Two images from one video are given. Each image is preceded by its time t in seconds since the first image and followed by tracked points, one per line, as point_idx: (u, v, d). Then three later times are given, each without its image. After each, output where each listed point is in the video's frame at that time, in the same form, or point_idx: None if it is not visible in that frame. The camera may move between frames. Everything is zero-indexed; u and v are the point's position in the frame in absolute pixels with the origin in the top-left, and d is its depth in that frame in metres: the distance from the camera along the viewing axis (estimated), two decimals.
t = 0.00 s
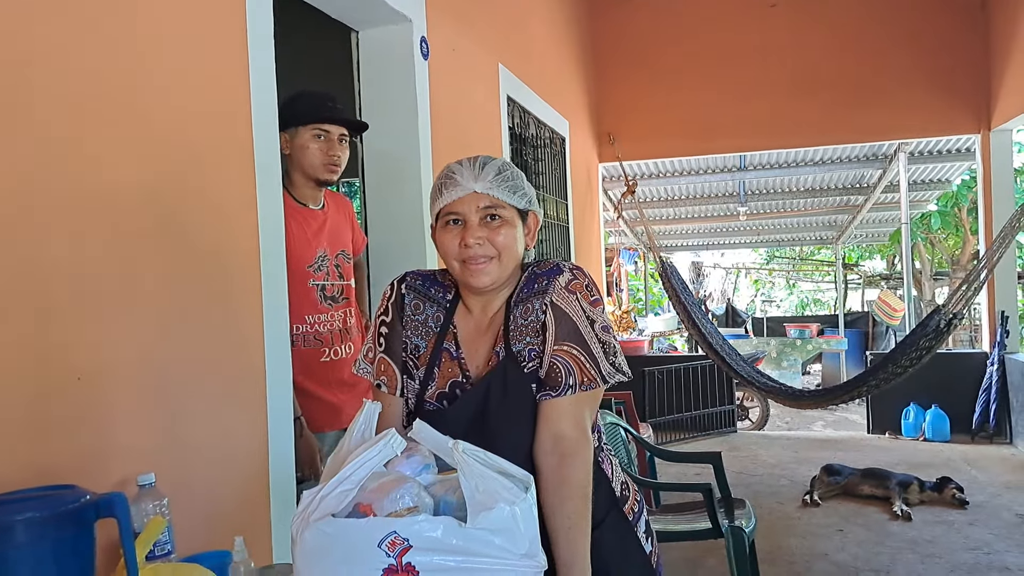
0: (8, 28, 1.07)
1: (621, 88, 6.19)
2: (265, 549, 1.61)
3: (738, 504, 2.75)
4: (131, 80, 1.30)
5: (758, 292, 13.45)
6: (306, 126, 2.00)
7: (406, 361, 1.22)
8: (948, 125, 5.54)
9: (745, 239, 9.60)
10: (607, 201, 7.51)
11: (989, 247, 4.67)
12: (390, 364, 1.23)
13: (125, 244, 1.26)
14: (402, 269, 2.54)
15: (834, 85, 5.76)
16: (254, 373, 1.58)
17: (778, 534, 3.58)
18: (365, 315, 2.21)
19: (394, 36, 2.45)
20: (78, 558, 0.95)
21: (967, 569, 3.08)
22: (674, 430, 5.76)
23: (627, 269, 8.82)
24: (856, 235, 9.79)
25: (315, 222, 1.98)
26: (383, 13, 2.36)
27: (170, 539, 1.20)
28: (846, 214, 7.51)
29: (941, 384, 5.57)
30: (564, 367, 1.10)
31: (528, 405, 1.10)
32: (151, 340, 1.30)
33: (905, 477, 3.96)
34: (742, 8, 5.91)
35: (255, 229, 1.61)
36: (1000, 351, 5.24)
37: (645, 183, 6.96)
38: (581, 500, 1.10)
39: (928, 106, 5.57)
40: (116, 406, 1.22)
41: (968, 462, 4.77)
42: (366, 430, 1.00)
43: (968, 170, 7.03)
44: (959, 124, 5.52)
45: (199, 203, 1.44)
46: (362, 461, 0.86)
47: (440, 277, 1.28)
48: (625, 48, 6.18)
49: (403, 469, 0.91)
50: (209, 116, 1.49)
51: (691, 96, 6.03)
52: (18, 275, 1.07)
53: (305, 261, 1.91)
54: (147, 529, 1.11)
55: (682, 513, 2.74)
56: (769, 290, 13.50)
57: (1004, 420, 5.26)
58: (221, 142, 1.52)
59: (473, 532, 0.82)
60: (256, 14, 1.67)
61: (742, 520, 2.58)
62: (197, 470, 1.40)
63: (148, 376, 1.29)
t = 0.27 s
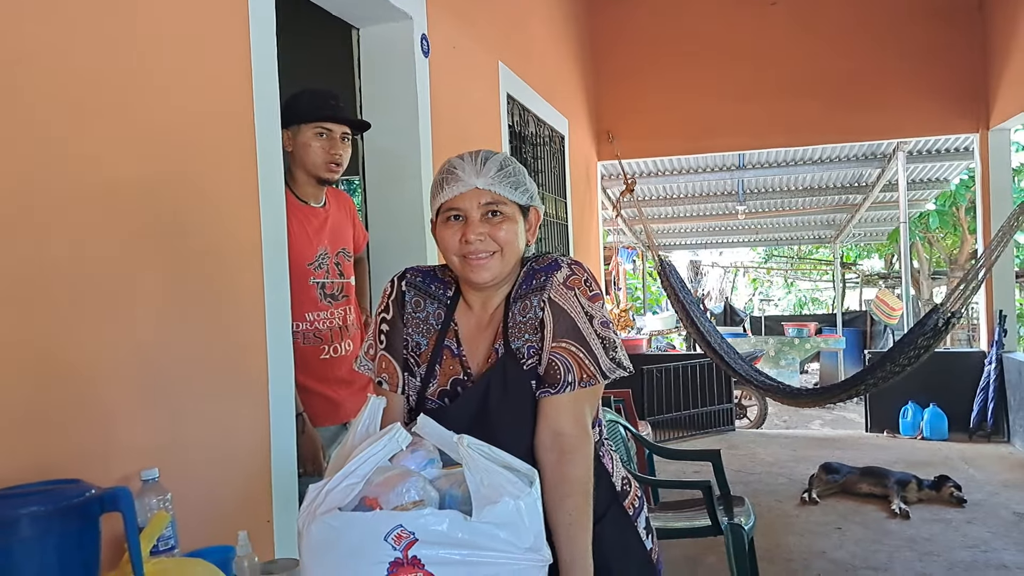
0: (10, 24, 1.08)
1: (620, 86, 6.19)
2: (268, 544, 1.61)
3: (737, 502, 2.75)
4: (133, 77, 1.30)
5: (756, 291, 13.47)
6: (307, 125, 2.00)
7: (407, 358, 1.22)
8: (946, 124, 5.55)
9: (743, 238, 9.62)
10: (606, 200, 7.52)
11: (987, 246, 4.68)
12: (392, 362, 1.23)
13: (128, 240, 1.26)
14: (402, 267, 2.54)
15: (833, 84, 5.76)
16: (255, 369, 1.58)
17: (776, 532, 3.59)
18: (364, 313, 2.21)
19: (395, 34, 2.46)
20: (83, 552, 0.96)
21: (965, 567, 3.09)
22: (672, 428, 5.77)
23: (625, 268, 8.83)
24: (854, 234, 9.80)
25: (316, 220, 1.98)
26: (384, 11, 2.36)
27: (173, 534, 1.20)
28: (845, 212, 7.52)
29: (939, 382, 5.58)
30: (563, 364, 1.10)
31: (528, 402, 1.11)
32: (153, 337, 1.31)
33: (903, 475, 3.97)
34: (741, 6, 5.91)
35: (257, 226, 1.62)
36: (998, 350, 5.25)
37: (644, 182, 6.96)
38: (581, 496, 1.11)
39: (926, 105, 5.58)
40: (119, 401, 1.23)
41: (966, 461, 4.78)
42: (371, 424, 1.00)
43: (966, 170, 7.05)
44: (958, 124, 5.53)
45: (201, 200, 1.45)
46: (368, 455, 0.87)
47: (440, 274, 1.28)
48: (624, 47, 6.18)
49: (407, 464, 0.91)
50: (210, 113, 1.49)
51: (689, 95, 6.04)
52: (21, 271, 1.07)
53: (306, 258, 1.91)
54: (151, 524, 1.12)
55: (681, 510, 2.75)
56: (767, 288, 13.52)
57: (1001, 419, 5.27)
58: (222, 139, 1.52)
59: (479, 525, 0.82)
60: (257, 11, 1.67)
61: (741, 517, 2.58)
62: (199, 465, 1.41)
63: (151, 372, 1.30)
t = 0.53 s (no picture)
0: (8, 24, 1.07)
1: (617, 86, 6.20)
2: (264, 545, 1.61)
3: (732, 502, 2.75)
4: (131, 76, 1.30)
5: (751, 291, 13.51)
6: (306, 124, 2.00)
7: (405, 359, 1.23)
8: (942, 126, 5.57)
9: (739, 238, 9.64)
10: (601, 200, 7.52)
11: (982, 247, 4.70)
12: (388, 362, 1.23)
13: (125, 240, 1.26)
14: (398, 267, 2.54)
15: (829, 84, 5.78)
16: (251, 370, 1.58)
17: (771, 532, 3.60)
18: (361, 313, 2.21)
19: (393, 34, 2.46)
20: (78, 556, 0.95)
21: (959, 567, 3.11)
22: (667, 427, 5.78)
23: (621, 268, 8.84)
24: (849, 235, 9.83)
25: (314, 220, 1.98)
26: (381, 11, 2.36)
27: (169, 535, 1.20)
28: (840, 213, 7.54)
29: (934, 383, 5.60)
30: (560, 365, 1.10)
31: (524, 403, 1.11)
32: (151, 337, 1.31)
33: (898, 475, 3.99)
34: (738, 7, 5.92)
35: (254, 226, 1.61)
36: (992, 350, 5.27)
37: (640, 182, 6.97)
38: (578, 498, 1.11)
39: (922, 106, 5.60)
40: (116, 402, 1.23)
41: (960, 461, 4.80)
42: (368, 426, 1.00)
43: (961, 171, 7.07)
44: (953, 125, 5.55)
45: (197, 200, 1.44)
46: (365, 458, 0.87)
47: (438, 275, 1.28)
48: (621, 46, 6.19)
49: (405, 466, 0.91)
50: (208, 113, 1.49)
51: (686, 95, 6.04)
52: (18, 270, 1.07)
53: (303, 259, 1.91)
54: (146, 525, 1.11)
55: (676, 511, 2.75)
56: (762, 288, 13.56)
57: (995, 419, 5.30)
58: (220, 139, 1.52)
59: (475, 528, 0.82)
60: (256, 11, 1.66)
61: (736, 517, 2.59)
62: (195, 466, 1.41)
63: (148, 372, 1.30)
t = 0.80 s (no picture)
0: None
1: (596, 86, 6.22)
2: (232, 548, 1.59)
3: (708, 502, 2.77)
4: (98, 71, 1.27)
5: (729, 291, 13.61)
6: (278, 121, 1.98)
7: (378, 360, 1.21)
8: (916, 129, 5.64)
9: (717, 238, 9.71)
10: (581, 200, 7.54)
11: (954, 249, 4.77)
12: (364, 362, 1.22)
13: (91, 239, 1.24)
14: (373, 267, 2.52)
15: (806, 87, 5.83)
16: (221, 370, 1.56)
17: (747, 531, 3.63)
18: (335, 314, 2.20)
19: (368, 33, 2.45)
20: (39, 561, 0.94)
21: (931, 565, 3.15)
22: (645, 427, 5.80)
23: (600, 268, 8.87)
24: (825, 236, 9.93)
25: (286, 220, 1.96)
26: (357, 8, 2.35)
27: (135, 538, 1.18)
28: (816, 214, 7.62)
29: (908, 383, 5.68)
30: (537, 366, 1.11)
31: (500, 404, 1.11)
32: (117, 337, 1.28)
33: (871, 475, 4.04)
34: (716, 9, 5.96)
35: (224, 225, 1.60)
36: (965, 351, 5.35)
37: (619, 182, 7.00)
38: (549, 498, 1.11)
39: (897, 109, 5.67)
40: (80, 404, 1.21)
41: (932, 460, 4.87)
42: (334, 429, 1.00)
43: (935, 173, 7.17)
44: (927, 128, 5.63)
45: (167, 199, 1.42)
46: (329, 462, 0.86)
47: (414, 276, 1.27)
48: (600, 47, 6.20)
49: (371, 469, 0.90)
50: (177, 110, 1.47)
51: (665, 96, 6.07)
52: None
53: (275, 258, 1.90)
54: (110, 529, 1.10)
55: (652, 511, 2.76)
56: (740, 289, 13.67)
57: (967, 419, 5.38)
58: (190, 136, 1.50)
59: (441, 531, 0.82)
60: (227, 7, 1.65)
61: (711, 517, 2.60)
62: (162, 468, 1.39)
63: (113, 373, 1.27)
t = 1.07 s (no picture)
0: None
1: (590, 87, 6.23)
2: (231, 549, 1.60)
3: (703, 501, 2.78)
4: (96, 74, 1.28)
5: (722, 291, 13.66)
6: (277, 124, 1.99)
7: (382, 360, 1.23)
8: (909, 129, 5.67)
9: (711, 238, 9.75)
10: (575, 200, 7.56)
11: (946, 249, 4.80)
12: (366, 363, 1.23)
13: (90, 241, 1.24)
14: (369, 268, 2.53)
15: (799, 88, 5.86)
16: (219, 371, 1.57)
17: (741, 530, 3.65)
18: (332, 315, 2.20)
19: (364, 34, 2.45)
20: (41, 562, 0.94)
21: (923, 564, 3.18)
22: (640, 427, 5.82)
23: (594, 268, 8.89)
24: (818, 236, 9.98)
25: (282, 221, 1.96)
26: (352, 10, 2.35)
27: (134, 538, 1.19)
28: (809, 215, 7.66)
29: (900, 382, 5.71)
30: (536, 366, 1.12)
31: (500, 404, 1.12)
32: (116, 339, 1.29)
33: (864, 474, 4.07)
34: (710, 10, 5.98)
35: (222, 226, 1.60)
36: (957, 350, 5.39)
37: (613, 182, 7.02)
38: (549, 498, 1.12)
39: (890, 110, 5.70)
40: (80, 405, 1.21)
41: (925, 459, 4.90)
42: (334, 431, 1.00)
43: (927, 173, 7.21)
44: (920, 129, 5.67)
45: (165, 201, 1.43)
46: (330, 463, 0.87)
47: (417, 279, 1.28)
48: (594, 47, 6.22)
49: (372, 470, 0.91)
50: (174, 112, 1.47)
51: (659, 97, 6.09)
52: None
53: (272, 259, 1.90)
54: (110, 530, 1.10)
55: (647, 510, 2.77)
56: (734, 289, 13.72)
57: (960, 418, 5.41)
58: (188, 138, 1.50)
59: (442, 532, 0.83)
60: (224, 9, 1.65)
61: (706, 516, 2.61)
62: (161, 469, 1.39)
63: (113, 373, 1.28)
